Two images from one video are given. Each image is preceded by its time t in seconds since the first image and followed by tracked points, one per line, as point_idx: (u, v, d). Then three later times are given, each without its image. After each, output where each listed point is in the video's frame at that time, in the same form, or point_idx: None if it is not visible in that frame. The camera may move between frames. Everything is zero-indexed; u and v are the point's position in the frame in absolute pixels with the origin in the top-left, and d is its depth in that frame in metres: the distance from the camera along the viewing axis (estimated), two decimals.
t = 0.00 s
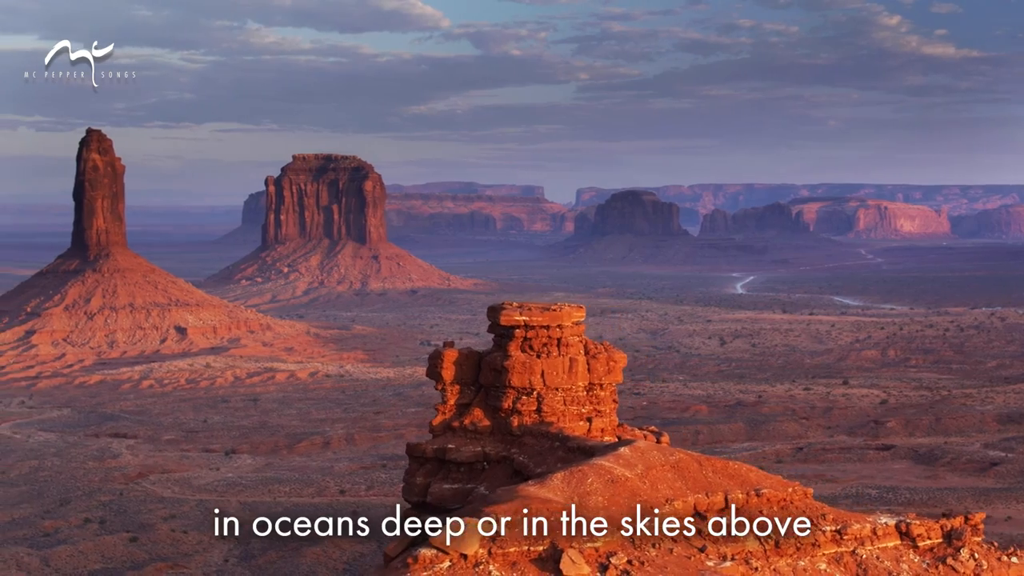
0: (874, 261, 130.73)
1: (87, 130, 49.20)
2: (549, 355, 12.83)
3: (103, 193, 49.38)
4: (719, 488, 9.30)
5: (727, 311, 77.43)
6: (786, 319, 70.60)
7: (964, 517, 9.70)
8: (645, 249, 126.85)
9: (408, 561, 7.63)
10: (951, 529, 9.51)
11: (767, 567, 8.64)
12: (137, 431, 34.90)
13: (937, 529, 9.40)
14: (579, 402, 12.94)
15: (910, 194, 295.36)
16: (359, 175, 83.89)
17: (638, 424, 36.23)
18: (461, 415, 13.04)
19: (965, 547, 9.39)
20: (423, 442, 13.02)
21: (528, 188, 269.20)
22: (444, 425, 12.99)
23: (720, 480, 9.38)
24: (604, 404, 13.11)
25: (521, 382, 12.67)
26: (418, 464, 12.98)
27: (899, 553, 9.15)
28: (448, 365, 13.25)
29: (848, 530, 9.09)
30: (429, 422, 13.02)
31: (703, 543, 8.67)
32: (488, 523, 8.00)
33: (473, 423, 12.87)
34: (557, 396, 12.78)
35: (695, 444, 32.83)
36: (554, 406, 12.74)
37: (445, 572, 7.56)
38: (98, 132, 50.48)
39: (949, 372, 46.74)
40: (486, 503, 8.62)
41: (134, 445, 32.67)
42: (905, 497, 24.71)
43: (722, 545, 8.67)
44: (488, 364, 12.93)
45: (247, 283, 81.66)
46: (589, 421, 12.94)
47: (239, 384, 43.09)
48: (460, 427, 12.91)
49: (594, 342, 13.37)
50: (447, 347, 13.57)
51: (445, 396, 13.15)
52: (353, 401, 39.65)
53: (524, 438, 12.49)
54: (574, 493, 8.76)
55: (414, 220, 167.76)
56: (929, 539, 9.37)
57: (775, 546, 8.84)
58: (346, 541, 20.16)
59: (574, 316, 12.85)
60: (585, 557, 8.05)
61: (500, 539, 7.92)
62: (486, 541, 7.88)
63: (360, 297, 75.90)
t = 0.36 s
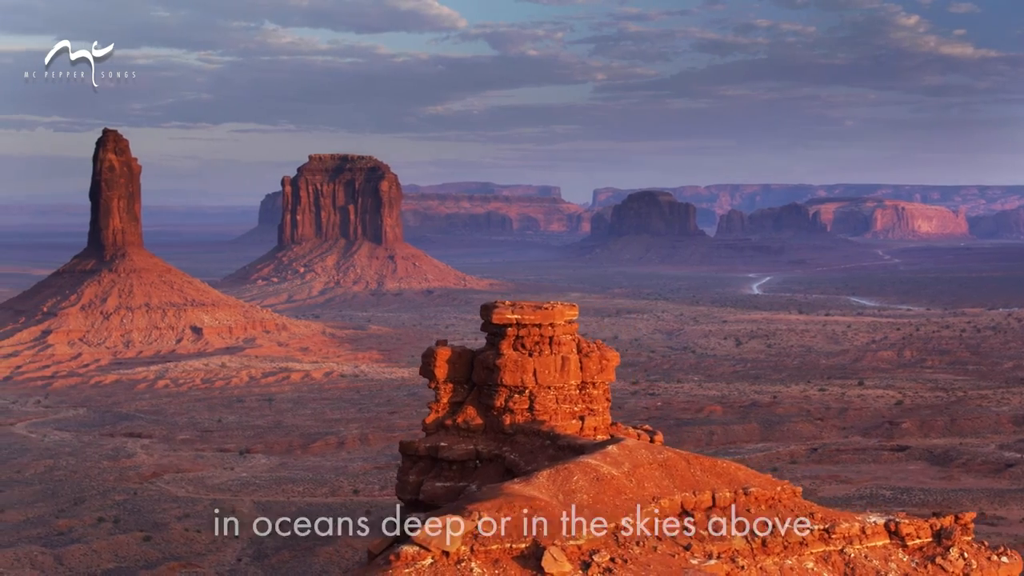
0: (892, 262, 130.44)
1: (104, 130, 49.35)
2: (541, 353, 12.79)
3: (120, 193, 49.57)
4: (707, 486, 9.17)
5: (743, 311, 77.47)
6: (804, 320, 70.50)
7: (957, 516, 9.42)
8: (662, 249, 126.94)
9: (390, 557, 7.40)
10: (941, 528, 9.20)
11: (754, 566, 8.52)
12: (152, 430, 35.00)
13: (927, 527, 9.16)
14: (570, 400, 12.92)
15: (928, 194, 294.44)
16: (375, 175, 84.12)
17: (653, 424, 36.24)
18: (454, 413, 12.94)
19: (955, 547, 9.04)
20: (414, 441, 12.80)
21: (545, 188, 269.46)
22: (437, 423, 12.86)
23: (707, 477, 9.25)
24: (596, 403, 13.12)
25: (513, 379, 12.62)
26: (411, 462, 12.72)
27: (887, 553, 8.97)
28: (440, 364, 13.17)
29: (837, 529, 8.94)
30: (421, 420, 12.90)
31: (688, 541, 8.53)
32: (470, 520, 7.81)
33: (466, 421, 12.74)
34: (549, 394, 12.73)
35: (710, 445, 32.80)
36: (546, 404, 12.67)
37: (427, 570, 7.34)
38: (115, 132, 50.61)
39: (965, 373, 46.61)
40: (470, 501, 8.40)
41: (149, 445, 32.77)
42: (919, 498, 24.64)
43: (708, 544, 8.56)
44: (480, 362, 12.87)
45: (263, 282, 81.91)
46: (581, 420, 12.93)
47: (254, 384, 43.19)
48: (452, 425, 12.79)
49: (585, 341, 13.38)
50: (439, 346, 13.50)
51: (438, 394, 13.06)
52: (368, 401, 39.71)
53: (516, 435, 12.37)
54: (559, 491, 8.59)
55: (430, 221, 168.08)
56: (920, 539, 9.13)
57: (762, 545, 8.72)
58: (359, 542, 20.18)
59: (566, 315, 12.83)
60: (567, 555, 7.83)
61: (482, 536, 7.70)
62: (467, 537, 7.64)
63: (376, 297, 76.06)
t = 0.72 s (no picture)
0: (912, 262, 129.93)
1: (122, 130, 49.56)
2: (532, 351, 12.71)
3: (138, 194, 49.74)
4: (693, 484, 9.10)
5: (761, 311, 77.36)
6: (823, 320, 70.32)
7: (943, 515, 9.57)
8: (682, 249, 126.77)
9: (369, 555, 7.40)
10: (929, 527, 9.37)
11: (739, 564, 8.56)
12: (169, 430, 35.11)
13: (914, 527, 9.33)
14: (562, 398, 12.84)
15: (948, 194, 293.28)
16: (393, 176, 84.29)
17: (671, 424, 36.20)
18: (446, 412, 12.89)
19: (942, 545, 9.24)
20: (406, 438, 12.73)
21: (564, 188, 269.35)
22: (429, 422, 12.80)
23: (693, 476, 9.17)
24: (588, 401, 13.03)
25: (505, 378, 12.55)
26: (402, 461, 12.62)
27: (874, 552, 9.08)
28: (432, 362, 13.14)
29: (823, 528, 9.03)
30: (414, 418, 12.84)
31: (671, 539, 8.47)
32: (449, 517, 7.69)
33: (458, 419, 12.68)
34: (541, 392, 12.66)
35: (726, 445, 32.75)
36: (537, 403, 12.60)
37: (406, 567, 7.30)
38: (133, 132, 50.82)
39: (984, 373, 46.41)
40: (452, 498, 8.31)
41: (165, 444, 32.87)
42: (935, 499, 24.55)
43: (693, 542, 8.53)
44: (472, 361, 12.85)
45: (281, 282, 82.10)
46: (573, 418, 12.85)
47: (271, 384, 43.30)
48: (444, 424, 12.72)
49: (577, 339, 13.28)
50: (431, 344, 13.50)
51: (430, 393, 13.03)
52: (385, 400, 39.75)
53: (507, 434, 12.27)
54: (541, 490, 8.49)
55: (449, 221, 168.19)
56: (907, 538, 9.30)
57: (746, 544, 8.77)
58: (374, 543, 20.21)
59: (557, 313, 12.78)
60: (546, 552, 7.74)
61: (462, 532, 7.59)
62: (448, 533, 7.54)
63: (394, 297, 76.17)
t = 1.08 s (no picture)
0: (929, 262, 129.62)
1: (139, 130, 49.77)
2: (524, 351, 12.63)
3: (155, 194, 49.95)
4: (679, 482, 8.98)
5: (777, 311, 77.13)
6: (838, 320, 70.29)
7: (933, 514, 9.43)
8: (698, 250, 126.60)
9: (352, 553, 7.48)
10: (919, 526, 9.26)
11: (724, 563, 8.47)
12: (184, 429, 35.21)
13: (903, 526, 9.19)
14: (554, 397, 12.71)
15: (965, 193, 292.21)
16: (410, 176, 84.34)
17: (685, 424, 36.14)
18: (439, 410, 12.86)
19: (932, 545, 9.13)
20: (400, 437, 12.74)
21: (581, 188, 269.26)
22: (422, 420, 12.79)
23: (680, 475, 9.05)
24: (581, 401, 12.88)
25: (496, 377, 12.47)
26: (396, 458, 12.65)
27: (862, 551, 8.97)
28: (425, 361, 13.10)
29: (811, 527, 8.91)
30: (407, 417, 12.84)
31: (657, 538, 8.40)
32: (432, 515, 7.69)
33: (450, 418, 12.60)
34: (532, 392, 12.55)
35: (740, 445, 32.71)
36: (529, 402, 12.50)
37: (387, 565, 7.36)
38: (150, 132, 51.01)
39: (1000, 373, 46.29)
40: (437, 495, 8.31)
41: (181, 443, 32.98)
42: (950, 499, 24.46)
43: (679, 541, 8.45)
44: (464, 359, 12.78)
45: (298, 283, 82.08)
46: (565, 417, 12.73)
47: (286, 384, 43.39)
48: (436, 422, 12.67)
49: (570, 338, 13.19)
50: (425, 342, 13.48)
51: (423, 392, 13.01)
52: (400, 400, 39.79)
53: (499, 434, 12.24)
54: (525, 488, 8.45)
55: (466, 221, 168.29)
56: (896, 537, 9.17)
57: (733, 543, 8.67)
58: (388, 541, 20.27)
59: (549, 312, 12.67)
60: (528, 550, 7.72)
61: (444, 531, 7.60)
62: (430, 532, 7.56)
63: (410, 296, 76.21)
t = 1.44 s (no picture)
0: (949, 261, 128.95)
1: (158, 130, 49.96)
2: (515, 349, 12.59)
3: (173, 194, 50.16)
4: (665, 481, 8.93)
5: (795, 311, 76.76)
6: (856, 319, 70.00)
7: (920, 514, 9.36)
8: (717, 249, 126.23)
9: (331, 551, 7.38)
10: (905, 526, 9.18)
11: (708, 562, 8.41)
12: (202, 428, 35.32)
13: (890, 525, 9.11)
14: (545, 396, 12.68)
15: (985, 193, 290.78)
16: (428, 176, 84.37)
17: (701, 423, 36.01)
18: (430, 409, 12.79)
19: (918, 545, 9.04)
20: (392, 436, 12.60)
21: (600, 187, 268.98)
22: (413, 419, 12.67)
23: (666, 474, 9.00)
24: (572, 400, 12.88)
25: (487, 375, 12.43)
26: (388, 457, 12.54)
27: (848, 550, 8.89)
28: (417, 360, 12.99)
29: (796, 526, 8.85)
30: (398, 416, 12.75)
31: (640, 536, 8.33)
32: (411, 513, 7.61)
33: (442, 416, 12.52)
34: (523, 390, 12.51)
35: (756, 445, 32.62)
36: (520, 401, 12.45)
37: (366, 562, 7.27)
38: (169, 132, 51.19)
39: (1019, 373, 46.04)
40: (419, 494, 8.23)
41: (199, 442, 33.10)
42: (967, 499, 24.36)
43: (662, 540, 8.38)
44: (455, 358, 12.73)
45: (317, 282, 82.16)
46: (556, 416, 12.70)
47: (304, 383, 43.44)
48: (428, 421, 12.59)
49: (561, 337, 13.16)
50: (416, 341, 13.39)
51: (414, 390, 12.92)
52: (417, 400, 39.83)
53: (489, 432, 12.19)
54: (508, 487, 8.38)
55: (485, 220, 168.31)
56: (883, 536, 9.09)
57: (717, 541, 8.61)
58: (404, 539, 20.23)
59: (540, 311, 12.65)
60: (507, 549, 7.64)
61: (424, 528, 7.51)
62: (410, 530, 7.48)
63: (428, 296, 76.24)
